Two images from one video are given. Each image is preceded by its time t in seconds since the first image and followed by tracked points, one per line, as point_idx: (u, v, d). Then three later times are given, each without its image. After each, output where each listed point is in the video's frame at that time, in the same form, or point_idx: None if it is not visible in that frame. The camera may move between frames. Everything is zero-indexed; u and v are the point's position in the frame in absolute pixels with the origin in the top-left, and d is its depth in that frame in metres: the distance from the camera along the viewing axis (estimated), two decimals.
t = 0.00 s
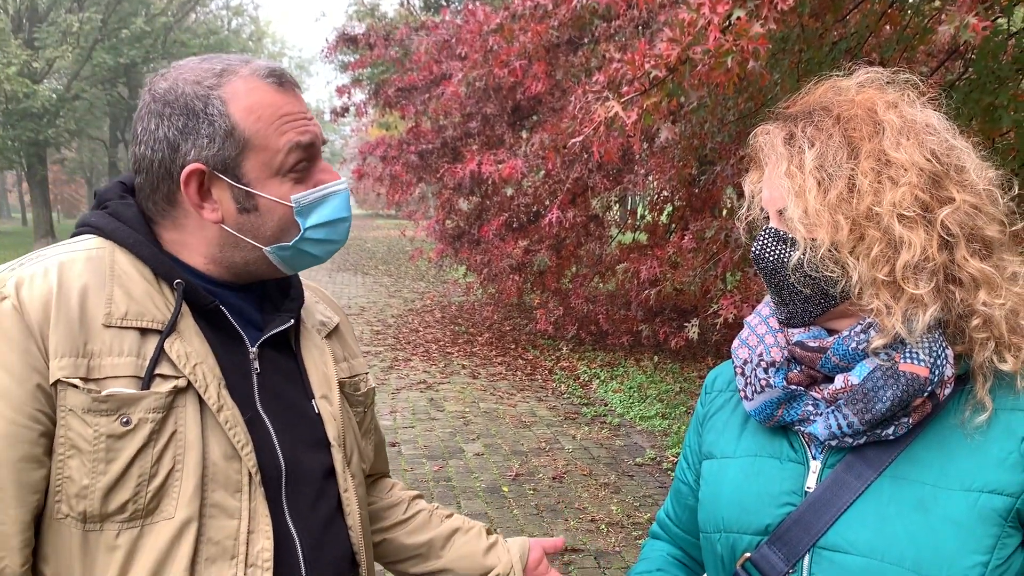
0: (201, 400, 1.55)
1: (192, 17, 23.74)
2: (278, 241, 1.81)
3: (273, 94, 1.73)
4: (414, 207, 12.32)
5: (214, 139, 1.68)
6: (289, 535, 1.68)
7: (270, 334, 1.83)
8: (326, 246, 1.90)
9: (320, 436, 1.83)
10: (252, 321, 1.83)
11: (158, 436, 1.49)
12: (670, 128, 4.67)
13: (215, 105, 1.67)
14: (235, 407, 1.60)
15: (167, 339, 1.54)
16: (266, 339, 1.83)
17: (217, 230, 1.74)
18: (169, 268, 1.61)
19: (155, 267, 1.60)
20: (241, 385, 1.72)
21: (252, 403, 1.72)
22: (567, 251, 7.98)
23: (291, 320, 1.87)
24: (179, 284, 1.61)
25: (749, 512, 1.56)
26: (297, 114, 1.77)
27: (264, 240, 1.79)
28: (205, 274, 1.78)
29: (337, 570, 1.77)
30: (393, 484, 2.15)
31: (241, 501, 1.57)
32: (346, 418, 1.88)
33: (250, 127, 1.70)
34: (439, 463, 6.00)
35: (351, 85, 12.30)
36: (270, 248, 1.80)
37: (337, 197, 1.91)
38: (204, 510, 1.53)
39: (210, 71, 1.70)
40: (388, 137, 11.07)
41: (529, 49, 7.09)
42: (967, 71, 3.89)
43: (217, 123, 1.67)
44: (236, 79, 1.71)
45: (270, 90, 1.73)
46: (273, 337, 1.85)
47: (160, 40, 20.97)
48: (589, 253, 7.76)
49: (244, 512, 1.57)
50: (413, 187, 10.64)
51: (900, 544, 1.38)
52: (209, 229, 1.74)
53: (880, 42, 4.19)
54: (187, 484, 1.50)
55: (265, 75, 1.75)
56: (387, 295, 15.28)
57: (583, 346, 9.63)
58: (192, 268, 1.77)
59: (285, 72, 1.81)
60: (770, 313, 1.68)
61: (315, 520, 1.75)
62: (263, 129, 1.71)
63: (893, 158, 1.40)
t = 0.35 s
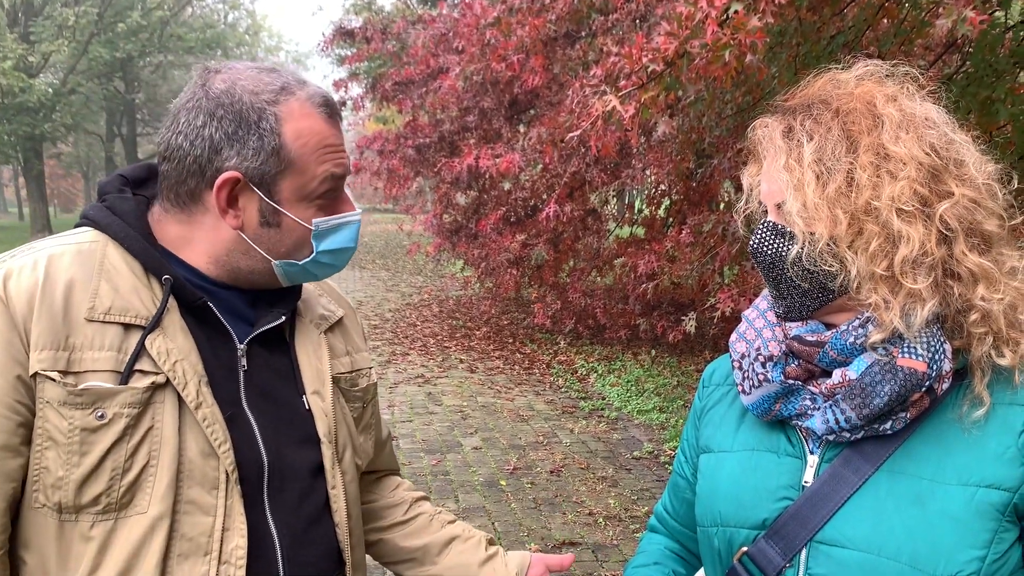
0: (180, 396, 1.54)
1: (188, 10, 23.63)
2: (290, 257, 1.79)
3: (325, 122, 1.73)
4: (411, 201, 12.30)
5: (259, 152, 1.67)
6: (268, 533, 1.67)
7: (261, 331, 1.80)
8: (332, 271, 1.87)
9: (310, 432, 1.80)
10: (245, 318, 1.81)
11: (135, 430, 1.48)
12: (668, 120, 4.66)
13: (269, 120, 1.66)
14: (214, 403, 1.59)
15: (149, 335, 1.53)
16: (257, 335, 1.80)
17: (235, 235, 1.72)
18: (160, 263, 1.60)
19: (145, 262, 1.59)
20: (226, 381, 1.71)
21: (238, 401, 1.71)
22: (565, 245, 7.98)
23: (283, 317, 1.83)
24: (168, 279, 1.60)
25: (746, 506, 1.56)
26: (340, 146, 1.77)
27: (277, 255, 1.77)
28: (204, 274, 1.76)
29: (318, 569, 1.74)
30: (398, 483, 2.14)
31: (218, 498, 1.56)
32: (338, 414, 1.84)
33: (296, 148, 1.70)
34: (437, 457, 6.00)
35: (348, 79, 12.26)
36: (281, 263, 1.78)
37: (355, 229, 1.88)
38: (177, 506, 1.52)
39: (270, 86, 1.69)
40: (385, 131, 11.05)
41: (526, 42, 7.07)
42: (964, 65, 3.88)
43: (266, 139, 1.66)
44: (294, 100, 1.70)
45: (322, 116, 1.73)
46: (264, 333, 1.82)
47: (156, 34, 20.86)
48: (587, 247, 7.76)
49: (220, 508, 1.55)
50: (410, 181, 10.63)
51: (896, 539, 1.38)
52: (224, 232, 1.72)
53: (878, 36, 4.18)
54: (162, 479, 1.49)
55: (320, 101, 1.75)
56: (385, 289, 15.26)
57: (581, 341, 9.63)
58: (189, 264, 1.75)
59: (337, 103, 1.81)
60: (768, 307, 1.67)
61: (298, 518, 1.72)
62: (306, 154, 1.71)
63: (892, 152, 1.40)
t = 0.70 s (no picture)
0: (138, 388, 1.52)
1: (181, 4, 23.46)
2: (251, 251, 1.76)
3: (280, 115, 1.69)
4: (406, 196, 12.26)
5: (210, 147, 1.65)
6: (237, 526, 1.64)
7: (232, 323, 1.78)
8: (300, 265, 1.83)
9: (286, 424, 1.76)
10: (215, 309, 1.79)
11: (90, 424, 1.47)
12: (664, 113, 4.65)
13: (219, 114, 1.64)
14: (175, 395, 1.56)
15: (107, 328, 1.52)
16: (228, 327, 1.78)
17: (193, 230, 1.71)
18: (121, 257, 1.59)
19: (105, 255, 1.58)
20: (191, 374, 1.69)
21: (207, 394, 1.69)
22: (560, 239, 7.97)
23: (255, 309, 1.80)
24: (129, 272, 1.59)
25: (743, 501, 1.56)
26: (297, 139, 1.72)
27: (237, 250, 1.75)
28: (169, 268, 1.75)
29: (295, 565, 1.70)
30: (398, 481, 2.12)
31: (180, 491, 1.54)
32: (317, 406, 1.79)
33: (249, 143, 1.67)
34: (434, 451, 6.00)
35: (342, 73, 12.19)
36: (242, 257, 1.76)
37: (319, 221, 1.84)
38: (138, 500, 1.50)
39: (223, 78, 1.66)
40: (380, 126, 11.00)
41: (521, 36, 7.03)
42: (960, 57, 3.88)
43: (217, 133, 1.64)
44: (248, 92, 1.66)
45: (278, 109, 1.69)
46: (237, 325, 1.80)
47: (149, 28, 20.70)
48: (583, 241, 7.74)
49: (183, 502, 1.53)
50: (406, 176, 10.59)
51: (895, 531, 1.38)
52: (183, 228, 1.71)
53: (874, 28, 4.17)
54: (120, 472, 1.47)
55: (277, 93, 1.71)
56: (380, 283, 15.22)
57: (577, 334, 9.64)
58: (157, 260, 1.74)
59: (298, 93, 1.76)
60: (762, 300, 1.67)
61: (271, 512, 1.69)
62: (261, 148, 1.68)
63: (887, 143, 1.39)
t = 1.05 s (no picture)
0: (64, 390, 1.42)
1: None
2: (120, 214, 1.63)
3: (78, 55, 1.51)
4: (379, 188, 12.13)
5: (14, 117, 1.50)
6: (184, 532, 1.55)
7: (164, 318, 1.69)
8: (180, 209, 1.70)
9: (229, 423, 1.69)
10: (144, 305, 1.70)
11: (11, 434, 1.35)
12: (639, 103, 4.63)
13: (9, 79, 1.48)
14: (106, 396, 1.47)
15: (26, 328, 1.40)
16: (159, 324, 1.69)
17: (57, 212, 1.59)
18: (35, 254, 1.48)
19: (16, 252, 1.46)
20: (122, 374, 1.59)
21: (142, 393, 1.60)
22: (534, 231, 7.93)
23: (188, 301, 1.71)
24: (46, 271, 1.48)
25: (725, 494, 1.54)
26: (109, 75, 1.54)
27: (107, 219, 1.62)
28: (72, 259, 1.64)
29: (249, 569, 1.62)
30: (340, 486, 2.04)
31: (119, 498, 1.45)
32: (262, 403, 1.73)
33: (51, 99, 1.50)
34: (410, 444, 5.95)
35: (313, 64, 12.00)
36: (116, 223, 1.63)
37: (177, 156, 1.70)
38: (71, 511, 1.41)
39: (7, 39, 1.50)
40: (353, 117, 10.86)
41: (494, 26, 6.96)
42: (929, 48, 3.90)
43: (12, 100, 1.49)
44: (34, 44, 1.49)
45: (72, 50, 1.51)
46: (168, 320, 1.71)
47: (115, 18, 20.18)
48: (557, 232, 7.72)
49: (122, 509, 1.45)
50: (378, 167, 10.47)
51: (879, 523, 1.37)
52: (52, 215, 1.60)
53: (845, 18, 4.18)
54: (49, 483, 1.37)
55: (67, 34, 1.53)
56: (354, 276, 15.07)
57: (552, 326, 9.63)
58: (64, 254, 1.64)
59: (97, 26, 1.57)
60: (742, 291, 1.64)
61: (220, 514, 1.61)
62: (68, 99, 1.51)
63: (868, 133, 1.37)
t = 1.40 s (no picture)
0: None
1: None
2: None
3: None
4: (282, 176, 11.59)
5: None
6: None
7: None
8: None
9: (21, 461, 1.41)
10: None
11: None
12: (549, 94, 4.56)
13: None
14: None
15: None
16: None
17: None
18: None
19: None
20: None
21: None
22: (444, 221, 7.75)
23: None
24: None
25: (652, 501, 1.46)
26: None
27: None
28: None
29: None
30: (177, 537, 1.67)
31: None
32: (60, 433, 1.43)
33: None
34: (316, 441, 5.67)
35: (211, 46, 11.33)
36: None
37: None
38: None
39: None
40: (254, 102, 10.33)
41: (401, 11, 6.71)
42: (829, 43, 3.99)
43: None
44: None
45: None
46: None
47: None
48: (467, 223, 7.58)
49: None
50: (281, 154, 10.00)
51: (811, 527, 1.32)
52: None
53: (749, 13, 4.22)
54: None
55: None
56: (256, 267, 14.38)
57: (462, 317, 9.49)
58: None
59: None
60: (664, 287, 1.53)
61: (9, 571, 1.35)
62: None
63: (805, 120, 1.31)
